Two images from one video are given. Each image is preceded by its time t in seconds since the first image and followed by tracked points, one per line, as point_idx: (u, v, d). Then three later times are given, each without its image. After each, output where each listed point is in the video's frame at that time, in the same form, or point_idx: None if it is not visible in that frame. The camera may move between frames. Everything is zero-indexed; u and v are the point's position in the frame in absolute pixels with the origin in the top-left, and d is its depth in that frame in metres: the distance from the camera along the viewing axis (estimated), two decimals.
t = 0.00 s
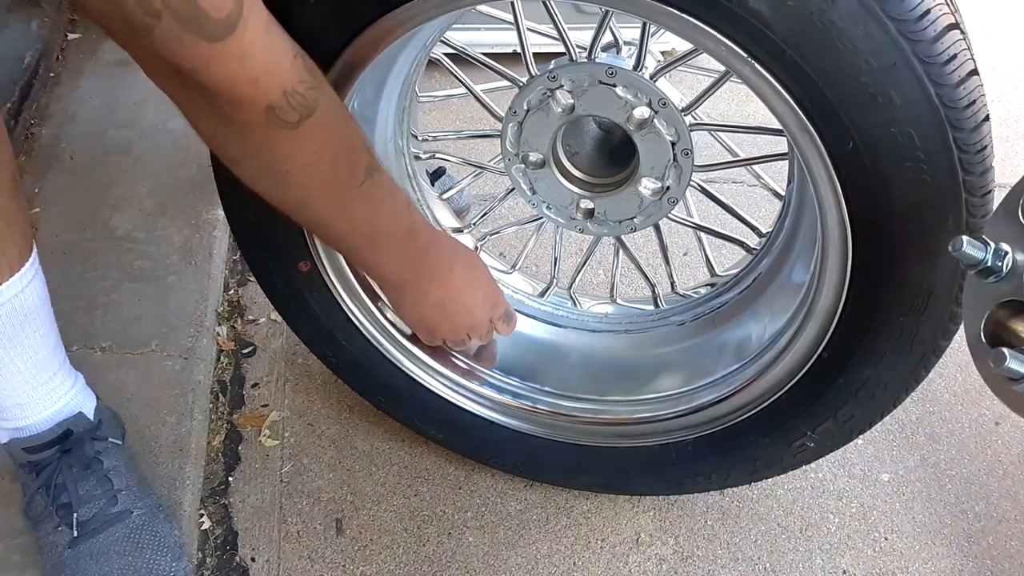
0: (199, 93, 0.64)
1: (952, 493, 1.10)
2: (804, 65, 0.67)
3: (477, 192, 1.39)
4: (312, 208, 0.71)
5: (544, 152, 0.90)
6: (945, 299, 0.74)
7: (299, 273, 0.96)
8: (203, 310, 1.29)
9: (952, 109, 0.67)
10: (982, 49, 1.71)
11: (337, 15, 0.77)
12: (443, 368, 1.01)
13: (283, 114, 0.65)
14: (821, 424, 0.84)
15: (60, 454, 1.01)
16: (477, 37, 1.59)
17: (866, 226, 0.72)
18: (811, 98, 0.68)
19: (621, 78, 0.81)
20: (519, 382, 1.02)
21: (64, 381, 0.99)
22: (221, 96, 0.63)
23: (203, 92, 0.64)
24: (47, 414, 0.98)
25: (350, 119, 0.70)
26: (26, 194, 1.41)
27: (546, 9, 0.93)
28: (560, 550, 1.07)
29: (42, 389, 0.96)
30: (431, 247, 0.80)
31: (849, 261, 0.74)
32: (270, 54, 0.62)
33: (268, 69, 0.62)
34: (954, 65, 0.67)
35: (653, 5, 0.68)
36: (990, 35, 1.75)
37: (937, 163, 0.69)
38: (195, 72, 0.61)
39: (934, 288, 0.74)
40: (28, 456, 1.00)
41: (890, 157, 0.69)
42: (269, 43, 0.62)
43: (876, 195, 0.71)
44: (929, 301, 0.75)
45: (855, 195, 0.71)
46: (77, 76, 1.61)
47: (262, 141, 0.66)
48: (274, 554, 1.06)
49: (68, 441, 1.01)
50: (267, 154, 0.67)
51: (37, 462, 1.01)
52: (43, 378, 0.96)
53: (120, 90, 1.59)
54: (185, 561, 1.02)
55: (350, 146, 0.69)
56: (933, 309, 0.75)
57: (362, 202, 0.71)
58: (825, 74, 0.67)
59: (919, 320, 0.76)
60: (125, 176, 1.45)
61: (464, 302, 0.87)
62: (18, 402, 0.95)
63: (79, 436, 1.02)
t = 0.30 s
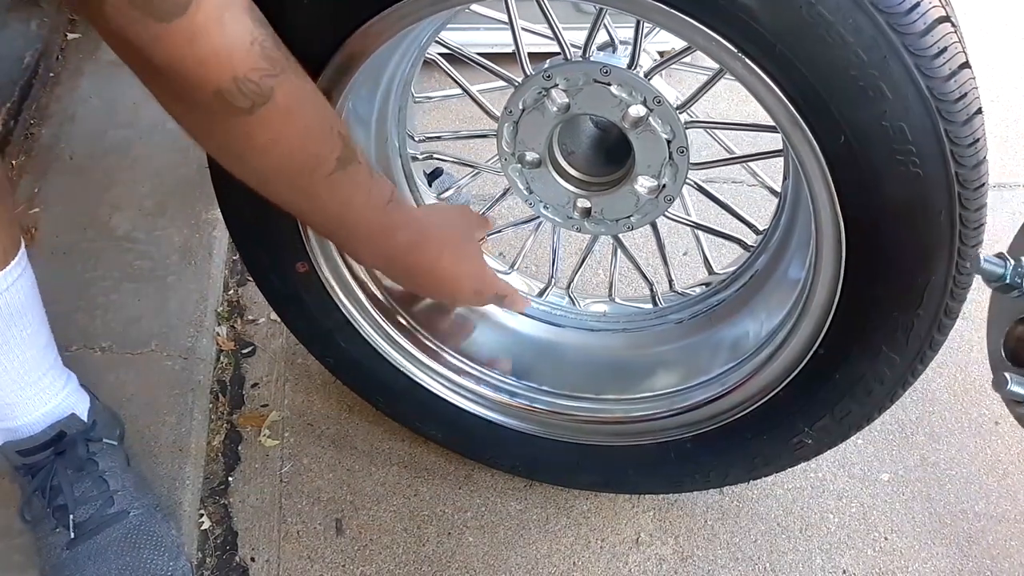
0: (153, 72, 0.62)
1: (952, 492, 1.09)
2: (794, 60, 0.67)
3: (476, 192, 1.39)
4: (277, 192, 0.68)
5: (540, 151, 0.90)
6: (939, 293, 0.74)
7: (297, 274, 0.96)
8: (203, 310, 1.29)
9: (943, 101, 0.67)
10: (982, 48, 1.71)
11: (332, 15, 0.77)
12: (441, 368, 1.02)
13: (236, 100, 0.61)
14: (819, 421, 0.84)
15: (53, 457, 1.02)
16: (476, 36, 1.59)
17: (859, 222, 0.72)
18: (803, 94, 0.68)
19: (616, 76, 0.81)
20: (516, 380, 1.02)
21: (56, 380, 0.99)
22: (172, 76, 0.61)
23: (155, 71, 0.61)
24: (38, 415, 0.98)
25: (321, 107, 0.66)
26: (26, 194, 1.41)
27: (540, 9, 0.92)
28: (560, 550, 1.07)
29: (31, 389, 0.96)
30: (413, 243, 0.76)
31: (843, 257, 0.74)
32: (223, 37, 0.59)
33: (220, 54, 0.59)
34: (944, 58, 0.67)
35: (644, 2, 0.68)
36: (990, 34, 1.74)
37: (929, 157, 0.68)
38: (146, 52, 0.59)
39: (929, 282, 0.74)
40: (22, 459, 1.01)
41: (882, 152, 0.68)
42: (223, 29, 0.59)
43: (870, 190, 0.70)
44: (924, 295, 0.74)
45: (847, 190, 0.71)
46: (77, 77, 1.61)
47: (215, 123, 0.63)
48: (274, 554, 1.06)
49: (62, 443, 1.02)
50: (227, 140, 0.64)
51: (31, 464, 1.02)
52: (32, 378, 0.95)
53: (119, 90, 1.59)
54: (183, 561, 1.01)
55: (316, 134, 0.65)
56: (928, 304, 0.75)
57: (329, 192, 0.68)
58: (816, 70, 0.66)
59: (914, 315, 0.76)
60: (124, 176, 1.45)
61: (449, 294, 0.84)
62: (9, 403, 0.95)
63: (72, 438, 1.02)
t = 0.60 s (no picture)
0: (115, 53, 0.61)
1: (952, 492, 1.09)
2: (785, 64, 0.67)
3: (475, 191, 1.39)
4: (287, 147, 0.68)
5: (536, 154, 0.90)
6: (935, 294, 0.74)
7: (294, 275, 0.96)
8: (202, 309, 1.29)
9: (936, 103, 0.67)
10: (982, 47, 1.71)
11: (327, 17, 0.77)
12: (438, 369, 1.02)
13: (202, 57, 0.60)
14: (816, 422, 0.84)
15: (50, 457, 1.00)
16: (476, 36, 1.59)
17: (853, 224, 0.72)
18: (795, 98, 0.68)
19: (610, 77, 0.81)
20: (512, 381, 1.02)
21: (49, 376, 0.98)
22: (131, 47, 0.59)
23: (116, 50, 0.60)
24: (33, 411, 0.97)
25: (295, 47, 0.65)
26: (25, 194, 1.41)
27: (534, 11, 0.93)
28: (560, 550, 1.07)
29: (25, 383, 0.95)
30: (442, 163, 0.75)
31: (838, 260, 0.74)
32: None
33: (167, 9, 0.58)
34: (937, 59, 0.67)
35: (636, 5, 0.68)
36: (990, 33, 1.74)
37: (922, 159, 0.68)
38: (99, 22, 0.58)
39: (924, 283, 0.74)
40: (19, 459, 1.00)
41: (874, 154, 0.68)
42: None
43: (864, 193, 0.70)
44: (920, 296, 0.74)
45: (840, 193, 0.71)
46: (77, 77, 1.61)
47: (194, 92, 0.62)
48: (273, 553, 1.06)
49: (58, 443, 1.00)
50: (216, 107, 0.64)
51: (28, 465, 1.00)
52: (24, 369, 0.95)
53: (119, 90, 1.59)
54: (181, 560, 1.02)
55: (299, 74, 0.65)
56: (923, 306, 0.75)
57: (336, 131, 0.68)
58: (807, 73, 0.66)
59: (910, 316, 0.76)
60: (124, 176, 1.45)
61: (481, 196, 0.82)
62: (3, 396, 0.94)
63: (68, 437, 1.01)
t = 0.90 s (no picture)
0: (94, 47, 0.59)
1: (951, 491, 1.10)
2: (778, 69, 0.67)
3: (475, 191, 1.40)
4: (270, 151, 0.68)
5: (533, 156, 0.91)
6: (930, 297, 0.75)
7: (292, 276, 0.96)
8: (202, 309, 1.29)
9: (929, 107, 0.67)
10: (981, 48, 1.71)
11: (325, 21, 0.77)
12: (436, 370, 1.02)
13: (191, 55, 0.59)
14: (813, 423, 0.84)
15: (56, 452, 1.00)
16: (475, 37, 1.59)
17: (848, 227, 0.72)
18: (788, 103, 0.68)
19: (606, 79, 0.81)
20: (509, 382, 1.03)
21: (55, 366, 0.99)
22: (116, 44, 0.58)
23: (96, 45, 0.59)
24: (40, 401, 0.98)
25: (281, 50, 0.65)
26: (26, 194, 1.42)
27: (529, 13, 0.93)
28: (560, 549, 1.07)
29: (33, 370, 0.96)
30: (421, 174, 0.77)
31: (833, 263, 0.75)
32: None
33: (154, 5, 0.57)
34: (930, 63, 0.67)
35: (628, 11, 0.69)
36: (989, 33, 1.74)
37: (917, 163, 0.69)
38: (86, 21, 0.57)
39: (919, 286, 0.74)
40: (24, 453, 1.00)
41: (868, 158, 0.69)
42: None
43: (858, 197, 0.70)
44: (915, 298, 0.75)
45: (834, 196, 0.71)
46: (78, 77, 1.61)
47: (178, 88, 0.61)
48: (273, 553, 1.06)
49: (64, 437, 1.00)
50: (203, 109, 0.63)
51: (33, 460, 1.00)
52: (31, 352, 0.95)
53: (119, 90, 1.59)
54: (181, 559, 1.02)
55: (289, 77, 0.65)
56: (919, 308, 0.75)
57: (322, 137, 0.68)
58: (800, 77, 0.67)
59: (905, 319, 0.76)
60: (124, 176, 1.45)
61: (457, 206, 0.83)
62: (10, 383, 0.95)
63: (75, 432, 1.01)
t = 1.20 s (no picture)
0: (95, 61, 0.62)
1: (952, 492, 1.09)
2: (777, 65, 0.67)
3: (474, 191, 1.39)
4: (262, 171, 0.69)
5: (532, 154, 0.90)
6: (930, 294, 0.74)
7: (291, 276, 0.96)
8: (201, 309, 1.29)
9: (928, 104, 0.67)
10: (980, 47, 1.71)
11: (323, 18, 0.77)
12: (435, 369, 1.02)
13: (184, 74, 0.61)
14: (814, 422, 0.84)
15: (58, 451, 1.00)
16: (474, 37, 1.59)
17: (848, 225, 0.72)
18: (785, 98, 0.68)
19: (604, 77, 0.81)
20: (508, 381, 1.02)
21: (57, 364, 0.99)
22: (114, 58, 0.61)
23: (99, 59, 0.61)
24: (43, 398, 0.98)
25: (275, 73, 0.66)
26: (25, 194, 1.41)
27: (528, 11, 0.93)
28: (560, 550, 1.06)
29: (36, 368, 0.96)
30: (411, 200, 0.78)
31: (832, 261, 0.74)
32: (152, 9, 0.59)
33: (151, 23, 0.59)
34: (929, 59, 0.67)
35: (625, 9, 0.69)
36: (989, 33, 1.74)
37: (916, 160, 0.68)
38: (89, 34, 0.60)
39: (919, 283, 0.73)
40: (26, 452, 0.99)
41: (867, 155, 0.68)
42: None
43: (856, 194, 0.70)
44: (915, 295, 0.74)
45: (832, 194, 0.71)
46: (76, 77, 1.61)
47: (172, 106, 0.63)
48: (273, 554, 1.06)
49: (65, 436, 1.00)
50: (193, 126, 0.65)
51: (34, 459, 1.00)
52: (35, 350, 0.96)
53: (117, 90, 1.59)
54: (181, 560, 1.02)
55: (281, 101, 0.66)
56: (919, 305, 0.75)
57: (311, 160, 0.70)
58: (798, 73, 0.66)
59: (905, 317, 0.76)
60: (123, 176, 1.45)
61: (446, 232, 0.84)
62: (11, 380, 0.95)
63: (77, 431, 1.00)
